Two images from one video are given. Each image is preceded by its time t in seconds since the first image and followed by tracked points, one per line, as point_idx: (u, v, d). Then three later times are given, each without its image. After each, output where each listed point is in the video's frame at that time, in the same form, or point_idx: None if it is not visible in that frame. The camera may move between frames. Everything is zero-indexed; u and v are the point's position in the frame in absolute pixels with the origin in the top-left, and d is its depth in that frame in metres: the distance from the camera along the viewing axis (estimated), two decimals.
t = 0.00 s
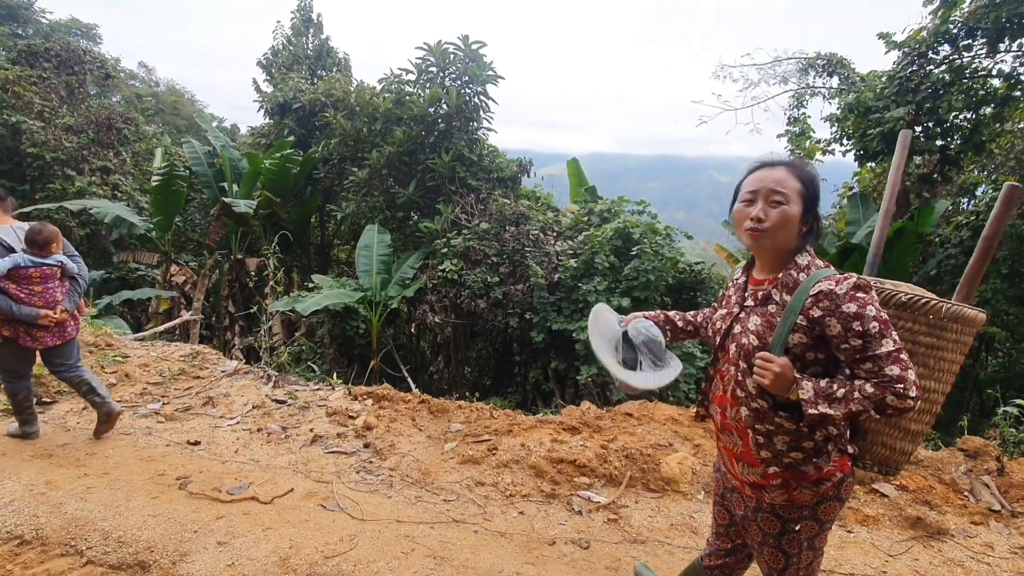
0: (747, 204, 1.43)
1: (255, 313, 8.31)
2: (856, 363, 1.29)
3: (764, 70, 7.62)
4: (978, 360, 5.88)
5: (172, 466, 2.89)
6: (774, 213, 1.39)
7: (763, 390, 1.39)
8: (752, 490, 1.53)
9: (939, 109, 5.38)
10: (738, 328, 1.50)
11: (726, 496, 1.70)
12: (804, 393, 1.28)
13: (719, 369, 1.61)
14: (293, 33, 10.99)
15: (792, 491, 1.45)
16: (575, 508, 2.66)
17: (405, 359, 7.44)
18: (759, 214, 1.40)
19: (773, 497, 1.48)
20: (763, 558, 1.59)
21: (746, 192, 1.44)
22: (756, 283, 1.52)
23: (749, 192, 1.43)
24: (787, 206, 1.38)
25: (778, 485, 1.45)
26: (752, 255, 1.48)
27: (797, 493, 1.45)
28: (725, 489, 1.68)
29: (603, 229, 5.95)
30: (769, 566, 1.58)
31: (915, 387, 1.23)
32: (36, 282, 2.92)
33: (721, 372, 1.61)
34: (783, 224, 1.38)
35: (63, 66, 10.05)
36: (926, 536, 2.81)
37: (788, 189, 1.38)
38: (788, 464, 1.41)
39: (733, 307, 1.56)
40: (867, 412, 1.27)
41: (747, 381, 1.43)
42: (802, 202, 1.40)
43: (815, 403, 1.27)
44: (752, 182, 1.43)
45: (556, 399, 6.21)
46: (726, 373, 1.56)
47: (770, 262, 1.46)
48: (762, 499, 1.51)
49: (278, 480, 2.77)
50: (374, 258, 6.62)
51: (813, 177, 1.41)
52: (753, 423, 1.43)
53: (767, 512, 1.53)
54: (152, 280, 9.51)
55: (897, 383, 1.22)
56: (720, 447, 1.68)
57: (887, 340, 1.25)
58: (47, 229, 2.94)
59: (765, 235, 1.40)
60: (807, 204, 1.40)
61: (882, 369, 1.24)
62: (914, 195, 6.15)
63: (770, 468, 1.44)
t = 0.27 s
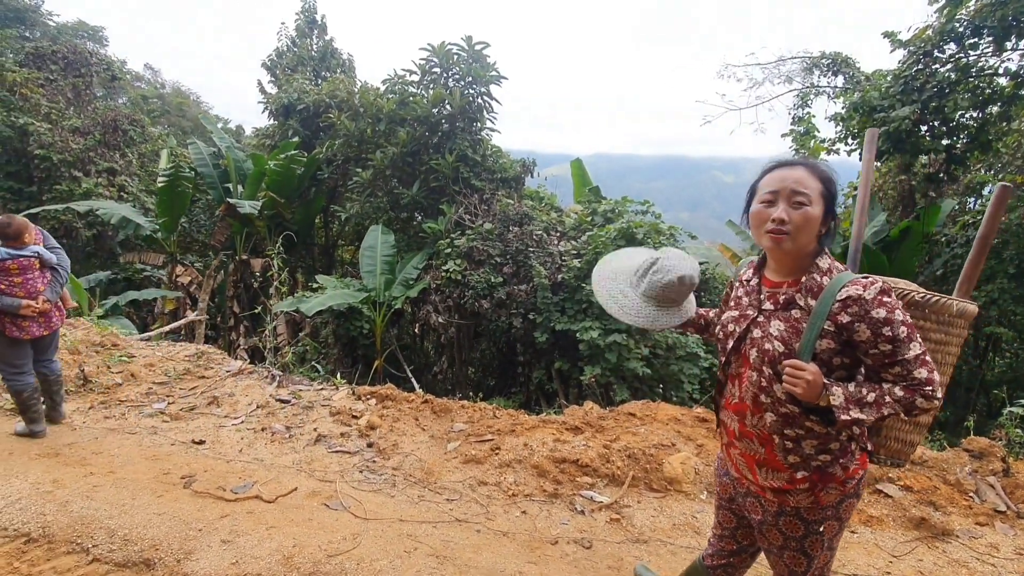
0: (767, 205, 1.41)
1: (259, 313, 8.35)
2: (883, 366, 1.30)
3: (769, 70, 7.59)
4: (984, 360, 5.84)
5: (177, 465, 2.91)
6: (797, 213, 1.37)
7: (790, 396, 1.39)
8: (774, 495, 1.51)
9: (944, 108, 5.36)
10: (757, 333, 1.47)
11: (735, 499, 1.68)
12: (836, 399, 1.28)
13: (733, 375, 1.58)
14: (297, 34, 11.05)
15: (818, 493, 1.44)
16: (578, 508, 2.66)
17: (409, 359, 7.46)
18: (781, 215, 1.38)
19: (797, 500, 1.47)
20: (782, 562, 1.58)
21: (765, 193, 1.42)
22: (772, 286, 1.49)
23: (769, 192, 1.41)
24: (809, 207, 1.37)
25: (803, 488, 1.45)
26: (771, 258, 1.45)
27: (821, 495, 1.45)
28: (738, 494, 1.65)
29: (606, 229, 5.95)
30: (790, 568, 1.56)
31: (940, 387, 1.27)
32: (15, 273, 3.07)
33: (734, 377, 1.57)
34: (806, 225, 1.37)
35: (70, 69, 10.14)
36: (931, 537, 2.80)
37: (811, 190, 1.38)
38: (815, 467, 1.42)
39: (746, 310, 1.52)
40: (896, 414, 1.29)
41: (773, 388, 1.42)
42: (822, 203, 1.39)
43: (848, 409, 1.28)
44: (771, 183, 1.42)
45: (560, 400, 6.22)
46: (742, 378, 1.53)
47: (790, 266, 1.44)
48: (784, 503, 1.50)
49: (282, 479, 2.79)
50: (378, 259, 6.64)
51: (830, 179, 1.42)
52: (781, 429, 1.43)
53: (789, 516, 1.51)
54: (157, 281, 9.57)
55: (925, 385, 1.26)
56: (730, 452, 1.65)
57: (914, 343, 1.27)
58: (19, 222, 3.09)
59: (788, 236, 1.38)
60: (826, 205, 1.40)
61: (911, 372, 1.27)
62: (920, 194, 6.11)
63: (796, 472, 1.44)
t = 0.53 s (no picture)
0: (795, 207, 1.40)
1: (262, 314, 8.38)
2: (912, 368, 1.30)
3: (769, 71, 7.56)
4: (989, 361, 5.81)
5: (179, 465, 2.92)
6: (825, 216, 1.36)
7: (818, 402, 1.38)
8: (794, 500, 1.49)
9: (948, 107, 5.34)
10: (782, 338, 1.44)
11: (745, 505, 1.66)
12: (870, 403, 1.27)
13: (750, 380, 1.54)
14: (299, 36, 11.10)
15: (838, 497, 1.44)
16: (578, 508, 2.66)
17: (411, 359, 7.47)
18: (809, 217, 1.36)
19: (818, 505, 1.46)
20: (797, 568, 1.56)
21: (793, 195, 1.41)
22: (793, 290, 1.47)
23: (797, 194, 1.40)
24: (838, 211, 1.37)
25: (825, 493, 1.44)
26: (793, 262, 1.43)
27: (842, 498, 1.44)
28: (749, 500, 1.63)
29: (608, 229, 5.95)
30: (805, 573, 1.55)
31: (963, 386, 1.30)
32: (12, 274, 3.20)
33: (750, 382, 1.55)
34: (834, 228, 1.35)
35: (74, 71, 10.20)
36: (934, 538, 2.79)
37: (841, 194, 1.37)
38: (838, 472, 1.42)
39: (766, 315, 1.50)
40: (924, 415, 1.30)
41: (800, 393, 1.40)
42: (848, 207, 1.39)
43: (880, 412, 1.28)
44: (799, 184, 1.40)
45: (562, 400, 6.22)
46: (762, 384, 1.50)
47: (812, 270, 1.42)
48: (803, 509, 1.48)
49: (283, 479, 2.79)
50: (380, 259, 6.65)
51: (855, 184, 1.42)
52: (807, 435, 1.41)
53: (807, 521, 1.49)
54: (160, 282, 9.61)
55: (952, 385, 1.28)
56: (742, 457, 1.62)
57: (941, 344, 1.29)
58: (11, 226, 3.18)
59: (815, 238, 1.36)
60: (852, 209, 1.40)
61: (940, 373, 1.28)
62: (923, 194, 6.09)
63: (819, 477, 1.43)
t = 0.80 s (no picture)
0: (802, 206, 1.40)
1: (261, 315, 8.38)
2: (922, 369, 1.31)
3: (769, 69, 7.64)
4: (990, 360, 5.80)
5: (177, 465, 2.92)
6: (833, 215, 1.36)
7: (827, 403, 1.38)
8: (800, 505, 1.48)
9: (948, 105, 5.34)
10: (790, 338, 1.43)
11: (749, 508, 1.65)
12: (880, 404, 1.27)
13: (755, 382, 1.53)
14: (299, 37, 11.11)
15: (845, 501, 1.44)
16: (575, 508, 2.66)
17: (410, 360, 7.48)
18: (817, 216, 1.36)
19: (825, 509, 1.45)
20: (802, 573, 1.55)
21: (800, 193, 1.41)
22: (800, 290, 1.46)
23: (804, 193, 1.40)
24: (846, 210, 1.36)
25: (832, 496, 1.44)
26: (800, 261, 1.44)
27: (849, 502, 1.44)
28: (753, 504, 1.62)
29: (607, 229, 5.94)
30: None
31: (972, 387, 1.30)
32: (7, 263, 3.55)
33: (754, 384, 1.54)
34: (842, 227, 1.35)
35: (75, 73, 10.23)
36: (933, 539, 2.78)
37: (848, 193, 1.37)
38: (845, 475, 1.42)
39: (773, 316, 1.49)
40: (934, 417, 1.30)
41: (809, 395, 1.40)
42: (856, 205, 1.39)
43: (891, 414, 1.28)
44: (807, 184, 1.40)
45: (561, 400, 6.22)
46: (768, 386, 1.49)
47: (819, 269, 1.42)
48: (809, 513, 1.48)
49: (280, 480, 2.79)
50: (380, 260, 6.65)
51: (862, 182, 1.42)
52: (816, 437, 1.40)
53: (812, 525, 1.48)
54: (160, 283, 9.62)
55: (963, 386, 1.28)
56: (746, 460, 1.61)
57: (951, 345, 1.29)
58: (7, 220, 3.54)
59: (823, 238, 1.36)
60: (859, 208, 1.40)
61: (951, 374, 1.28)
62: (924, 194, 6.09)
63: (826, 480, 1.43)
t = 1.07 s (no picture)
0: (799, 206, 1.40)
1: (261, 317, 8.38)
2: (916, 371, 1.29)
3: (766, 69, 7.68)
4: (989, 359, 5.81)
5: (174, 468, 2.92)
6: (830, 214, 1.35)
7: (816, 402, 1.38)
8: (789, 502, 1.49)
9: (946, 104, 5.34)
10: (782, 335, 1.44)
11: (743, 506, 1.66)
12: (868, 404, 1.26)
13: (750, 378, 1.55)
14: (297, 39, 11.13)
15: (834, 501, 1.44)
16: (572, 508, 2.66)
17: (409, 361, 7.48)
18: (813, 216, 1.36)
19: (813, 508, 1.46)
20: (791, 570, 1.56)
21: (797, 193, 1.41)
22: (796, 288, 1.46)
23: (801, 192, 1.40)
24: (843, 208, 1.36)
25: (819, 496, 1.44)
26: (798, 260, 1.44)
27: (838, 503, 1.44)
28: (746, 500, 1.63)
29: (606, 230, 5.95)
30: None
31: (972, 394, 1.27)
32: None
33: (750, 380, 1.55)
34: (839, 226, 1.35)
35: (74, 76, 10.24)
36: (931, 538, 2.78)
37: (847, 191, 1.36)
38: (834, 474, 1.41)
39: (769, 314, 1.50)
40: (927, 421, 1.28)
41: (798, 392, 1.40)
42: (854, 204, 1.38)
43: (879, 414, 1.26)
44: (804, 182, 1.40)
45: (560, 401, 6.21)
46: (761, 382, 1.50)
47: (817, 268, 1.42)
48: (798, 511, 1.48)
49: (278, 481, 2.79)
50: (378, 261, 6.65)
51: (862, 179, 1.41)
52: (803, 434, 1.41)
53: (801, 524, 1.49)
54: (159, 285, 9.62)
55: (958, 391, 1.25)
56: (741, 457, 1.62)
57: (948, 348, 1.26)
58: None
59: (820, 237, 1.36)
60: (858, 206, 1.39)
61: (945, 377, 1.26)
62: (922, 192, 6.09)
63: (814, 479, 1.43)
